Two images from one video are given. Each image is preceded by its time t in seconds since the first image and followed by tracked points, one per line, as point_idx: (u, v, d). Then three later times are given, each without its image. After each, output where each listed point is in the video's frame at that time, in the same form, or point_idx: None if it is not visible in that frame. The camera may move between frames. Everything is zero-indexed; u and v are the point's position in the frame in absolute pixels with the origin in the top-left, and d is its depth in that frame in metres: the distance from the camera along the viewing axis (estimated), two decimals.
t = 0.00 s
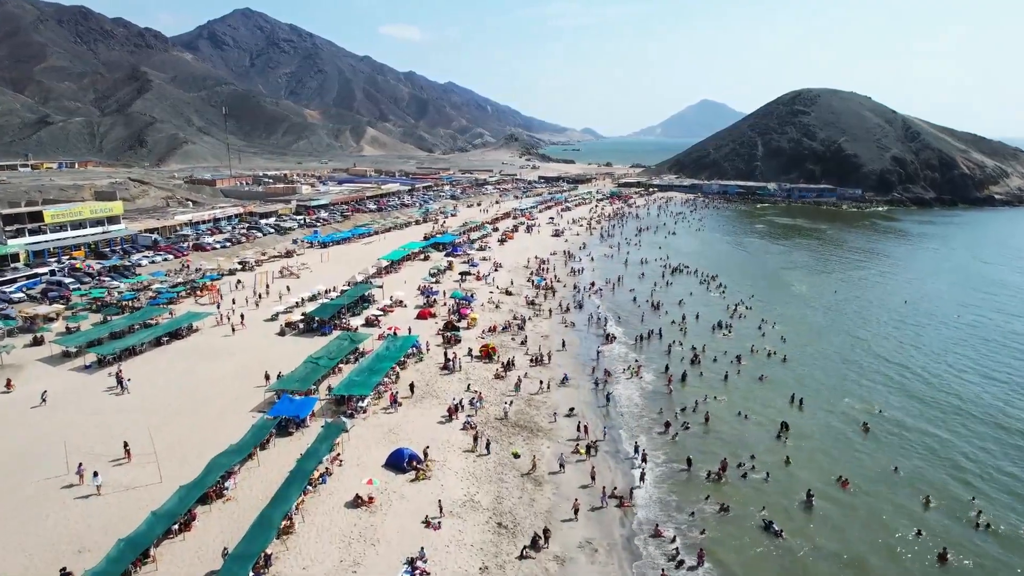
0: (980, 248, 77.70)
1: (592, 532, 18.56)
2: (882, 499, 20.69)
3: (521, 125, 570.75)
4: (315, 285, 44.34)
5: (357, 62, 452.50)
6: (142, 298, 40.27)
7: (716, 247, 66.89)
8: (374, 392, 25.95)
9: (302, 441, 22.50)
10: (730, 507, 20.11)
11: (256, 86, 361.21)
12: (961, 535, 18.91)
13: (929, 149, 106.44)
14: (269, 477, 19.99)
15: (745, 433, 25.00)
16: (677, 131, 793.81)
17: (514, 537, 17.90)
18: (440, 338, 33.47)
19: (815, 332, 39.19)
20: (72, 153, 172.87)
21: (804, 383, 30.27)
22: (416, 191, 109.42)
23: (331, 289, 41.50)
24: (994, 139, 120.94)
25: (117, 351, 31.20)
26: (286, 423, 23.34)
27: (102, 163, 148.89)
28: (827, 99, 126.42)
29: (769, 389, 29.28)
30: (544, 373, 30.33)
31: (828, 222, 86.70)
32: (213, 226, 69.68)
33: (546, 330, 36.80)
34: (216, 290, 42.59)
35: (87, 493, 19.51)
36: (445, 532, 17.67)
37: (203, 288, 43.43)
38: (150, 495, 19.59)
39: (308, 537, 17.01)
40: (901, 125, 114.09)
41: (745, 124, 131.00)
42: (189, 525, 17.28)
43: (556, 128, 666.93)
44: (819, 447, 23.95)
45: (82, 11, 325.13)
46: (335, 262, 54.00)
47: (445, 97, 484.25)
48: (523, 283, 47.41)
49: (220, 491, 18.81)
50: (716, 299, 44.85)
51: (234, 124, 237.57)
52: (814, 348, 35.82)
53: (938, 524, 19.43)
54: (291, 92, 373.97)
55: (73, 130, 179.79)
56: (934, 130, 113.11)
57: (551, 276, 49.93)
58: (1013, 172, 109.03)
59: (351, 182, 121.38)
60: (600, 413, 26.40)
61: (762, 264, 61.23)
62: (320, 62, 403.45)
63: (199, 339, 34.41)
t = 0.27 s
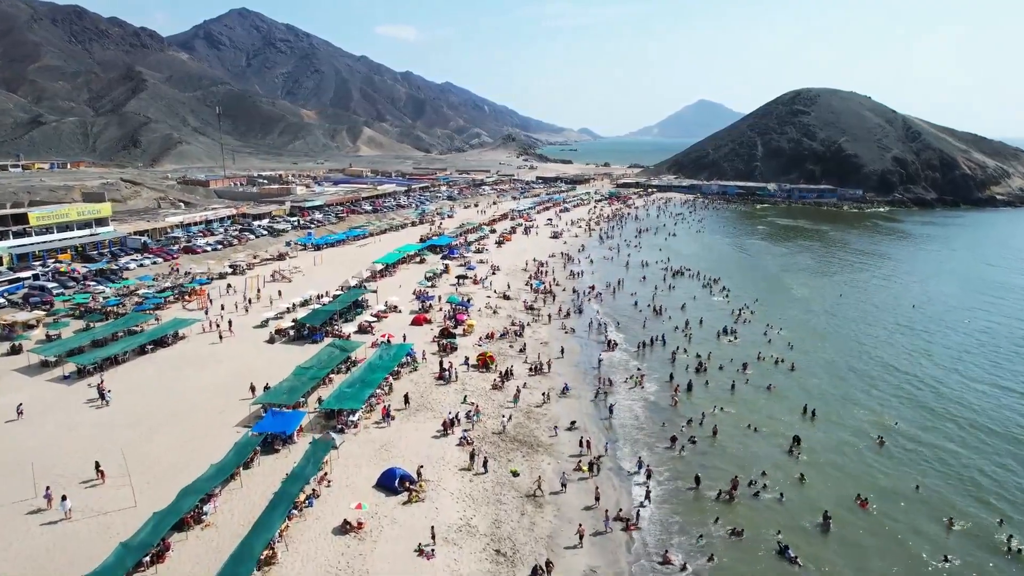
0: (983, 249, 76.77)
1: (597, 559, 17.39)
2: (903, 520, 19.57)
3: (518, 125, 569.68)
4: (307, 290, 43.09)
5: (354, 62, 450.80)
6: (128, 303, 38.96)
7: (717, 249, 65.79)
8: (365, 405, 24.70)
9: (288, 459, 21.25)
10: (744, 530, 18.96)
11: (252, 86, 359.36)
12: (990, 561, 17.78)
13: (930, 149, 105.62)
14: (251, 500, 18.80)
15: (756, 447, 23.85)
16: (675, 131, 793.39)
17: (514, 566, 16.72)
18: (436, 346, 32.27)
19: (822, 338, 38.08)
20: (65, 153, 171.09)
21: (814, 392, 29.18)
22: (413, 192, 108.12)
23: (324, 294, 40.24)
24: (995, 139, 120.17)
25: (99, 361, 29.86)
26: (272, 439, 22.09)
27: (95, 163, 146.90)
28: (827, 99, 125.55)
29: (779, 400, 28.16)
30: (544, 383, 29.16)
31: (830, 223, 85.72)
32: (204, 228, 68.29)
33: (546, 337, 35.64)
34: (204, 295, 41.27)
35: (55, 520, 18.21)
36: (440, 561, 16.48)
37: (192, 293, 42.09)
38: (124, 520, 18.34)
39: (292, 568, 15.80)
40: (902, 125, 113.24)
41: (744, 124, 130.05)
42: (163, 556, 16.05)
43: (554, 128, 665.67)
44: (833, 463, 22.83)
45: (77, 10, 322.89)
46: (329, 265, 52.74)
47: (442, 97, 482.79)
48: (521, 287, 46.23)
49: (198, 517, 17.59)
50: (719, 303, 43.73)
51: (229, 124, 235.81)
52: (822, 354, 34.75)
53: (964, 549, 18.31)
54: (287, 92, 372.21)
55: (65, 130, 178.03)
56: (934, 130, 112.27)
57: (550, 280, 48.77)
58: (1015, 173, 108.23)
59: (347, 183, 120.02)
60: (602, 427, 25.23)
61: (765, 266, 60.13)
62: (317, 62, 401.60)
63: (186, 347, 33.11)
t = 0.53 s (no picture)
0: (987, 250, 75.81)
1: None
2: (926, 545, 18.43)
3: (515, 125, 568.56)
4: (299, 295, 41.84)
5: (351, 62, 449.09)
6: (112, 309, 37.56)
7: (718, 251, 64.66)
8: (356, 419, 23.47)
9: (271, 479, 19.96)
10: (758, 555, 17.78)
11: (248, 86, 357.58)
12: None
13: (931, 149, 104.74)
14: (231, 527, 17.56)
15: (767, 463, 22.67)
16: (672, 131, 792.98)
17: None
18: (431, 354, 31.09)
19: (831, 344, 36.93)
20: (57, 154, 169.43)
21: (825, 403, 28.05)
22: (409, 192, 106.83)
23: (316, 299, 38.96)
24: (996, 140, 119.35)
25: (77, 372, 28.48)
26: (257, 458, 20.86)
27: (88, 164, 145.33)
28: (827, 99, 124.65)
29: (790, 411, 26.98)
30: (544, 394, 27.94)
31: (831, 224, 84.74)
32: (196, 230, 66.92)
33: (545, 344, 34.41)
34: (192, 300, 39.87)
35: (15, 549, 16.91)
36: None
37: (179, 297, 40.70)
38: (92, 549, 17.09)
39: None
40: (903, 125, 112.34)
41: (743, 124, 129.08)
42: None
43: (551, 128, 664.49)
44: (850, 481, 21.68)
45: (72, 10, 320.75)
46: (322, 268, 51.43)
47: (439, 97, 481.38)
48: (520, 291, 44.97)
49: (172, 547, 16.34)
50: (723, 308, 42.58)
51: (225, 124, 234.00)
52: (832, 362, 33.61)
53: None
54: (284, 92, 370.58)
55: (58, 130, 176.43)
56: (935, 130, 111.40)
57: (549, 284, 47.58)
58: (1017, 173, 107.36)
59: (343, 183, 118.66)
60: (605, 441, 24.06)
61: (768, 268, 58.96)
62: (313, 62, 399.86)
63: (170, 355, 31.77)
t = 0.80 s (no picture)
0: (991, 251, 74.82)
1: None
2: None
3: (512, 125, 567.20)
4: (290, 301, 40.54)
5: (347, 61, 447.26)
6: (95, 316, 36.05)
7: (720, 252, 63.45)
8: (345, 437, 22.19)
9: (253, 504, 18.64)
10: None
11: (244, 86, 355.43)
12: None
13: (932, 149, 103.88)
14: (208, 560, 16.22)
15: (781, 482, 21.48)
16: (669, 131, 792.54)
17: None
18: (425, 364, 29.82)
19: (840, 350, 35.73)
20: (50, 154, 167.54)
21: (837, 415, 26.88)
22: (405, 193, 105.46)
23: (307, 306, 37.65)
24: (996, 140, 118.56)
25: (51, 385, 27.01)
26: (239, 480, 19.49)
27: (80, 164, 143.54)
28: (827, 98, 123.73)
29: (801, 424, 25.80)
30: (543, 406, 26.69)
31: (833, 225, 83.70)
32: (186, 232, 65.46)
33: (544, 352, 33.17)
34: (179, 307, 38.41)
35: None
36: None
37: (166, 303, 39.30)
38: None
39: None
40: (904, 125, 111.44)
41: (743, 124, 128.08)
42: None
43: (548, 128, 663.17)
44: (871, 503, 20.48)
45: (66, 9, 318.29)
46: (315, 272, 50.09)
47: (436, 97, 479.82)
48: (518, 296, 43.70)
49: None
50: (728, 314, 41.38)
51: (220, 124, 232.07)
52: (842, 369, 32.42)
53: None
54: (280, 92, 368.65)
55: (50, 130, 174.53)
56: (936, 130, 110.55)
57: (548, 288, 46.36)
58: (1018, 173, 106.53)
59: (338, 183, 117.16)
60: (608, 458, 22.83)
61: (771, 270, 57.77)
62: (310, 61, 397.93)
63: (153, 365, 30.43)
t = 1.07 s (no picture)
0: (995, 252, 73.81)
1: None
2: None
3: (509, 125, 565.82)
4: (280, 307, 39.22)
5: (344, 62, 445.35)
6: (76, 323, 34.50)
7: (722, 254, 62.25)
8: (334, 455, 20.93)
9: (233, 533, 17.31)
10: None
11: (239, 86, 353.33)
12: None
13: (933, 149, 102.99)
14: None
15: (798, 504, 20.20)
16: (666, 131, 792.05)
17: None
18: (420, 374, 28.58)
19: (851, 358, 34.48)
20: (42, 154, 165.66)
21: (853, 429, 25.62)
22: (401, 194, 104.11)
23: (297, 313, 36.29)
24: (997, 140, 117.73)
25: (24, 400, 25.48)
26: (219, 506, 18.12)
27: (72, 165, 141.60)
28: (827, 98, 122.78)
29: (814, 438, 24.60)
30: (544, 420, 25.45)
31: (835, 226, 82.60)
32: (177, 234, 63.99)
33: (544, 361, 31.93)
34: (165, 313, 36.88)
35: None
36: None
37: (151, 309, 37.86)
38: None
39: None
40: (904, 125, 110.53)
41: (742, 124, 127.06)
42: None
43: (545, 129, 661.96)
44: (894, 526, 19.21)
45: (60, 8, 315.86)
46: (307, 276, 48.76)
47: (433, 97, 478.24)
48: (516, 301, 42.46)
49: None
50: (733, 319, 40.17)
51: (215, 124, 230.20)
52: (854, 379, 31.25)
53: None
54: (277, 92, 366.70)
55: (43, 130, 172.73)
56: (937, 130, 109.68)
57: (547, 292, 45.10)
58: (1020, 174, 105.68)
59: (334, 184, 115.66)
60: (613, 477, 21.57)
61: (775, 271, 56.60)
62: (306, 61, 395.86)
63: (135, 375, 29.09)
